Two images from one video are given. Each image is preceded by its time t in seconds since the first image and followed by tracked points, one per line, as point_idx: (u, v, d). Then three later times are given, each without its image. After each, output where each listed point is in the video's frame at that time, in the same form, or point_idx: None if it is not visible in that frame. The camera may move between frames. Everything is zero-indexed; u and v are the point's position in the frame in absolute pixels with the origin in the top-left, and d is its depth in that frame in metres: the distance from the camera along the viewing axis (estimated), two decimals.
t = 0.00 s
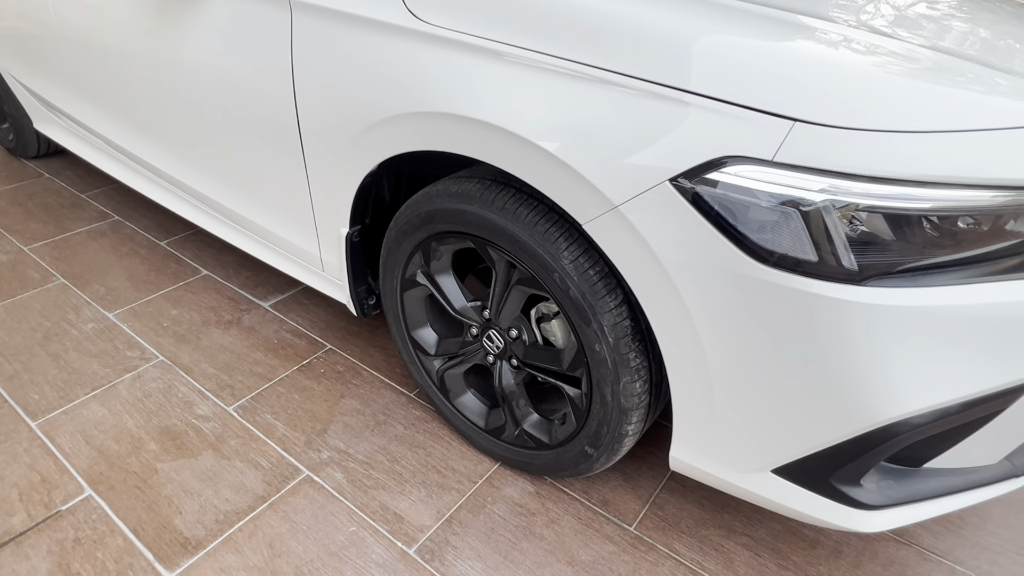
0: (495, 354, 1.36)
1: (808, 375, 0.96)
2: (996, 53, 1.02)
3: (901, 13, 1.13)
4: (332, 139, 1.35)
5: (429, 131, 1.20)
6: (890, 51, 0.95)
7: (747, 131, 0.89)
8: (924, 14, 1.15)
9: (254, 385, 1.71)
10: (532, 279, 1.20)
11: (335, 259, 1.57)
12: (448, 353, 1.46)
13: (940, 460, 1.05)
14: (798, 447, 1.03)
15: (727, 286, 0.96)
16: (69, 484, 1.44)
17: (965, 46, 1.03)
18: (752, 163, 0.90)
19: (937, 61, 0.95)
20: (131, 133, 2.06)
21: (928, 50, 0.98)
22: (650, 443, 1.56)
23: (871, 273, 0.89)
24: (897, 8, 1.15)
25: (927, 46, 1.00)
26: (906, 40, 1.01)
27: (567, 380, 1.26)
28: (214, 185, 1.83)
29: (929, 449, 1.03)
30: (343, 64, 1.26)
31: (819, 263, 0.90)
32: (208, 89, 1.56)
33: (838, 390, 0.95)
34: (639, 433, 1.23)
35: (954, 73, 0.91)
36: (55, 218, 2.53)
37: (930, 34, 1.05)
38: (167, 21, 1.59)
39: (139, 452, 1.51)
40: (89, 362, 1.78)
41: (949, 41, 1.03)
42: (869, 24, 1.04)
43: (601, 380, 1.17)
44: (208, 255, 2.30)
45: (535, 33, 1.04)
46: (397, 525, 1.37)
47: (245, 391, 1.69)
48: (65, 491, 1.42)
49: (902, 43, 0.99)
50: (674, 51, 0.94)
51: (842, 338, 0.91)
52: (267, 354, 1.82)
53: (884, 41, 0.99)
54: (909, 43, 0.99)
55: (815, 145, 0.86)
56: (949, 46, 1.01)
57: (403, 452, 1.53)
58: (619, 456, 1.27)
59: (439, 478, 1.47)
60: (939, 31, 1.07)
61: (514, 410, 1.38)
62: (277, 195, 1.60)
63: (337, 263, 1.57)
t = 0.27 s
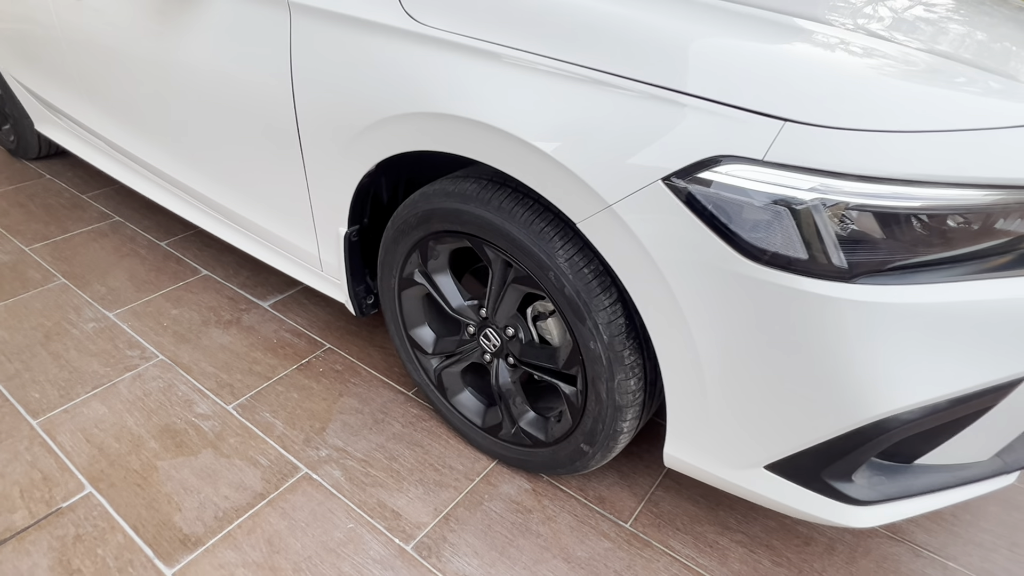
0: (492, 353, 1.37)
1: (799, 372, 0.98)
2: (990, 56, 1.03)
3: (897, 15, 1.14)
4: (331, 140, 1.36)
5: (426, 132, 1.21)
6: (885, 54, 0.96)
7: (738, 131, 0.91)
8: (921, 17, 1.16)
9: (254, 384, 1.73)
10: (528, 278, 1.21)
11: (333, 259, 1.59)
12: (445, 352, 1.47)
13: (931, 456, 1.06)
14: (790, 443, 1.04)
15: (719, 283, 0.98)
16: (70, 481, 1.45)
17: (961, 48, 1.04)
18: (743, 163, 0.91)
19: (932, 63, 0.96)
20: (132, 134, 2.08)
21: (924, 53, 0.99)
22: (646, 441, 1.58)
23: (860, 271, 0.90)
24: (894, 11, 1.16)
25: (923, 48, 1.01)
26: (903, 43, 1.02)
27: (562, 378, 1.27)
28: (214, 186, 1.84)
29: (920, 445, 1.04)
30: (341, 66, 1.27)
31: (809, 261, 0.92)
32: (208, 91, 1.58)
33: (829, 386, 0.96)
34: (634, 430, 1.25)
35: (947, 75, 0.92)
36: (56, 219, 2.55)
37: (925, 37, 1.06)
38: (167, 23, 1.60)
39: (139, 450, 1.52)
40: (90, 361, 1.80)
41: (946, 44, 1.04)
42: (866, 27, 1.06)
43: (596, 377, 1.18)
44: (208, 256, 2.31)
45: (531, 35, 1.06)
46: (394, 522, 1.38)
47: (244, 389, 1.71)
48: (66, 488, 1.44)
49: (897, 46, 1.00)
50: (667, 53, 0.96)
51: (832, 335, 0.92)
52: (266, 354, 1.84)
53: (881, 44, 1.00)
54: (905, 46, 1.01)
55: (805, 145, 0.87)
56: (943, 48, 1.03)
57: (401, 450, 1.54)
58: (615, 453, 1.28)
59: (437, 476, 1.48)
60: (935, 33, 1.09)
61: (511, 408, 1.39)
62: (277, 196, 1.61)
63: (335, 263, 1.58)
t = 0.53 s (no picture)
0: (490, 352, 1.38)
1: (792, 370, 0.99)
2: (987, 59, 1.05)
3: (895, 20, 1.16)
4: (330, 141, 1.38)
5: (425, 133, 1.23)
6: (884, 58, 0.97)
7: (732, 132, 0.92)
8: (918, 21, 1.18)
9: (253, 384, 1.74)
10: (525, 278, 1.22)
11: (333, 259, 1.60)
12: (444, 351, 1.49)
13: (924, 454, 1.07)
14: (784, 441, 1.05)
15: (713, 282, 0.99)
16: (71, 480, 1.46)
17: (957, 52, 1.05)
18: (736, 163, 0.92)
19: (930, 67, 0.97)
20: (134, 136, 2.09)
21: (923, 56, 1.01)
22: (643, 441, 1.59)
23: (852, 270, 0.92)
24: (893, 15, 1.18)
25: (921, 52, 1.02)
26: (901, 47, 1.03)
27: (559, 377, 1.28)
28: (215, 188, 1.85)
29: (913, 443, 1.04)
30: (341, 68, 1.29)
31: (801, 260, 0.93)
32: (209, 93, 1.59)
33: (822, 384, 0.97)
34: (630, 429, 1.26)
35: (943, 77, 0.94)
36: (58, 221, 2.56)
37: (922, 40, 1.08)
38: (169, 26, 1.62)
39: (139, 449, 1.54)
40: (91, 361, 1.81)
41: (944, 48, 1.06)
42: (865, 31, 1.07)
43: (592, 376, 1.19)
44: (208, 257, 2.32)
45: (529, 37, 1.07)
46: (393, 520, 1.39)
47: (244, 389, 1.72)
48: (67, 486, 1.45)
49: (895, 50, 1.01)
50: (661, 56, 0.97)
51: (825, 334, 0.93)
52: (266, 354, 1.85)
53: (879, 47, 1.01)
54: (903, 50, 1.02)
55: (797, 146, 0.89)
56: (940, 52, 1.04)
57: (399, 449, 1.55)
58: (611, 452, 1.29)
59: (435, 475, 1.49)
60: (932, 38, 1.10)
61: (508, 407, 1.40)
62: (277, 197, 1.63)
63: (334, 264, 1.59)
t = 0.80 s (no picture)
0: (489, 354, 1.39)
1: (790, 371, 0.99)
2: (987, 63, 1.05)
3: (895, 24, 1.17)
4: (331, 144, 1.38)
5: (425, 136, 1.23)
6: (885, 62, 0.98)
7: (729, 134, 0.92)
8: (919, 26, 1.18)
9: (254, 385, 1.74)
10: (524, 280, 1.23)
11: (333, 261, 1.61)
12: (444, 353, 1.49)
13: (922, 456, 1.07)
14: (782, 442, 1.06)
15: (711, 283, 0.99)
16: (71, 481, 1.47)
17: (957, 56, 1.06)
18: (733, 165, 0.93)
19: (930, 71, 0.98)
20: (136, 140, 2.10)
21: (923, 61, 1.01)
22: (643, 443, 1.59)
23: (849, 271, 0.92)
24: (894, 20, 1.18)
25: (922, 56, 1.03)
26: (901, 51, 1.04)
27: (558, 378, 1.29)
28: (216, 190, 1.86)
29: (911, 445, 1.05)
30: (341, 71, 1.29)
31: (798, 262, 0.93)
32: (211, 96, 1.60)
33: (819, 385, 0.98)
34: (629, 430, 1.26)
35: (941, 81, 0.94)
36: (60, 223, 2.57)
37: (921, 44, 1.09)
38: (171, 30, 1.63)
39: (140, 450, 1.54)
40: (92, 363, 1.82)
41: (945, 52, 1.06)
42: (867, 35, 1.08)
43: (591, 377, 1.20)
44: (210, 259, 2.33)
45: (529, 40, 1.08)
46: (392, 522, 1.39)
47: (245, 391, 1.72)
48: (67, 487, 1.45)
49: (895, 54, 1.02)
50: (659, 59, 0.98)
51: (822, 334, 0.94)
52: (266, 356, 1.85)
53: (880, 52, 1.02)
54: (903, 54, 1.03)
55: (794, 148, 0.89)
56: (940, 56, 1.05)
57: (399, 450, 1.55)
58: (610, 453, 1.29)
59: (435, 476, 1.49)
60: (933, 42, 1.11)
61: (508, 409, 1.41)
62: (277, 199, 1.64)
63: (335, 266, 1.60)
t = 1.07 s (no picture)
0: (489, 359, 1.39)
1: (789, 377, 0.99)
2: (988, 71, 1.06)
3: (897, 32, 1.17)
4: (332, 149, 1.39)
5: (425, 143, 1.24)
6: (886, 70, 0.99)
7: (727, 140, 0.93)
8: (920, 34, 1.19)
9: (254, 390, 1.75)
10: (524, 284, 1.23)
11: (334, 266, 1.61)
12: (444, 358, 1.49)
13: (922, 462, 1.07)
14: (781, 448, 1.06)
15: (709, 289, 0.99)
16: (72, 484, 1.47)
17: (958, 64, 1.07)
18: (730, 171, 0.93)
19: (931, 79, 0.98)
20: (140, 145, 2.12)
21: (925, 68, 1.02)
22: (643, 448, 1.59)
23: (847, 277, 0.92)
24: (897, 28, 1.19)
25: (923, 64, 1.04)
26: (903, 60, 1.04)
27: (557, 383, 1.29)
28: (219, 195, 1.87)
29: (910, 451, 1.05)
30: (343, 77, 1.30)
31: (796, 267, 0.93)
32: (213, 102, 1.61)
33: (818, 391, 0.98)
34: (629, 436, 1.26)
35: (941, 88, 0.95)
36: (64, 228, 2.58)
37: (922, 52, 1.09)
38: (175, 37, 1.64)
39: (140, 454, 1.54)
40: (93, 367, 1.82)
41: (947, 60, 1.07)
42: (868, 43, 1.08)
43: (590, 383, 1.20)
44: (212, 264, 2.34)
45: (530, 47, 1.09)
46: (392, 526, 1.39)
47: (245, 395, 1.73)
48: (67, 490, 1.45)
49: (896, 61, 1.03)
50: (659, 66, 0.98)
51: (821, 340, 0.94)
52: (267, 360, 1.86)
53: (882, 60, 1.02)
54: (905, 62, 1.03)
55: (792, 154, 0.90)
56: (941, 63, 1.05)
57: (399, 455, 1.55)
58: (610, 458, 1.29)
59: (434, 481, 1.49)
60: (934, 50, 1.11)
61: (508, 414, 1.41)
62: (279, 204, 1.64)
63: (336, 270, 1.61)
